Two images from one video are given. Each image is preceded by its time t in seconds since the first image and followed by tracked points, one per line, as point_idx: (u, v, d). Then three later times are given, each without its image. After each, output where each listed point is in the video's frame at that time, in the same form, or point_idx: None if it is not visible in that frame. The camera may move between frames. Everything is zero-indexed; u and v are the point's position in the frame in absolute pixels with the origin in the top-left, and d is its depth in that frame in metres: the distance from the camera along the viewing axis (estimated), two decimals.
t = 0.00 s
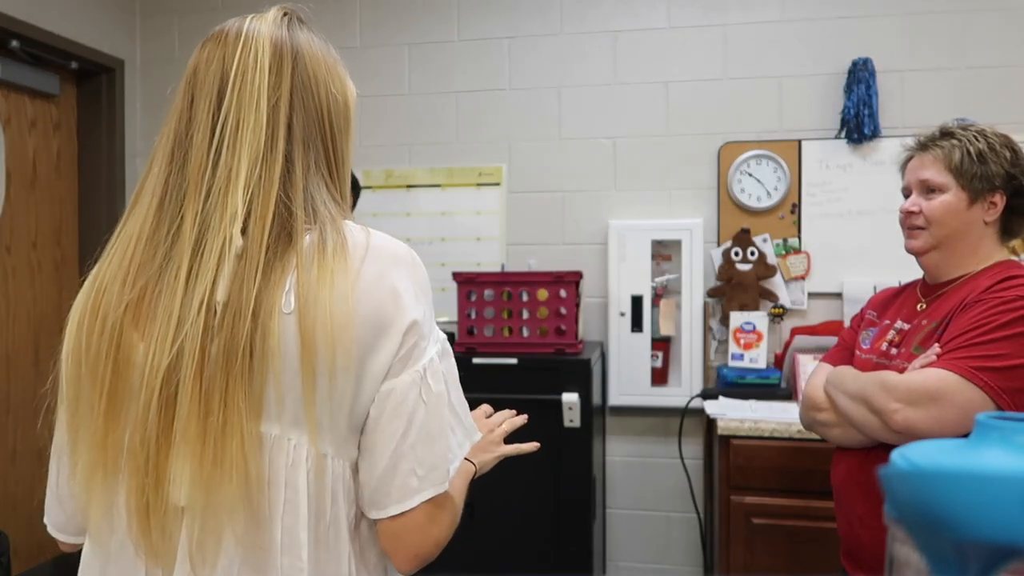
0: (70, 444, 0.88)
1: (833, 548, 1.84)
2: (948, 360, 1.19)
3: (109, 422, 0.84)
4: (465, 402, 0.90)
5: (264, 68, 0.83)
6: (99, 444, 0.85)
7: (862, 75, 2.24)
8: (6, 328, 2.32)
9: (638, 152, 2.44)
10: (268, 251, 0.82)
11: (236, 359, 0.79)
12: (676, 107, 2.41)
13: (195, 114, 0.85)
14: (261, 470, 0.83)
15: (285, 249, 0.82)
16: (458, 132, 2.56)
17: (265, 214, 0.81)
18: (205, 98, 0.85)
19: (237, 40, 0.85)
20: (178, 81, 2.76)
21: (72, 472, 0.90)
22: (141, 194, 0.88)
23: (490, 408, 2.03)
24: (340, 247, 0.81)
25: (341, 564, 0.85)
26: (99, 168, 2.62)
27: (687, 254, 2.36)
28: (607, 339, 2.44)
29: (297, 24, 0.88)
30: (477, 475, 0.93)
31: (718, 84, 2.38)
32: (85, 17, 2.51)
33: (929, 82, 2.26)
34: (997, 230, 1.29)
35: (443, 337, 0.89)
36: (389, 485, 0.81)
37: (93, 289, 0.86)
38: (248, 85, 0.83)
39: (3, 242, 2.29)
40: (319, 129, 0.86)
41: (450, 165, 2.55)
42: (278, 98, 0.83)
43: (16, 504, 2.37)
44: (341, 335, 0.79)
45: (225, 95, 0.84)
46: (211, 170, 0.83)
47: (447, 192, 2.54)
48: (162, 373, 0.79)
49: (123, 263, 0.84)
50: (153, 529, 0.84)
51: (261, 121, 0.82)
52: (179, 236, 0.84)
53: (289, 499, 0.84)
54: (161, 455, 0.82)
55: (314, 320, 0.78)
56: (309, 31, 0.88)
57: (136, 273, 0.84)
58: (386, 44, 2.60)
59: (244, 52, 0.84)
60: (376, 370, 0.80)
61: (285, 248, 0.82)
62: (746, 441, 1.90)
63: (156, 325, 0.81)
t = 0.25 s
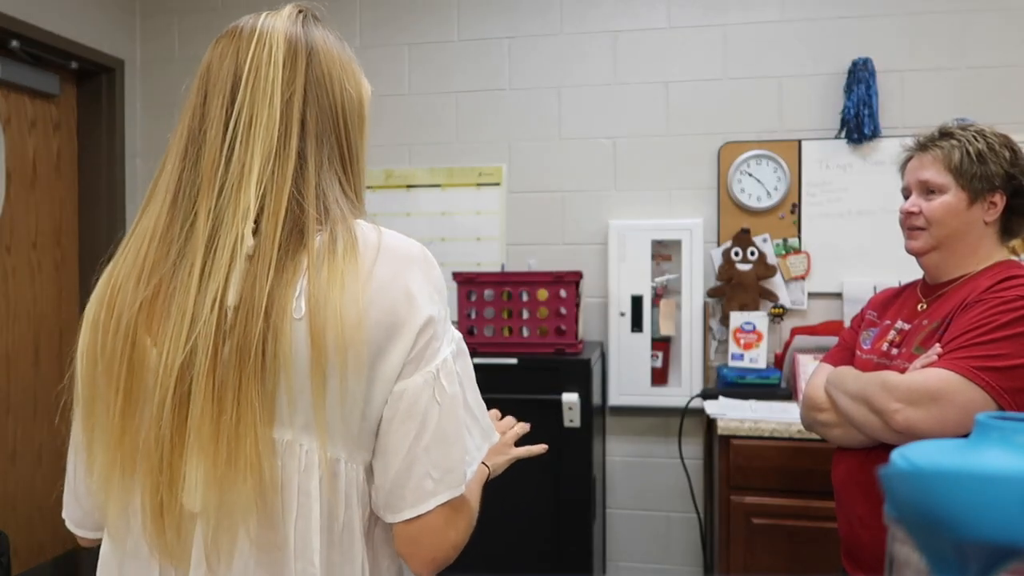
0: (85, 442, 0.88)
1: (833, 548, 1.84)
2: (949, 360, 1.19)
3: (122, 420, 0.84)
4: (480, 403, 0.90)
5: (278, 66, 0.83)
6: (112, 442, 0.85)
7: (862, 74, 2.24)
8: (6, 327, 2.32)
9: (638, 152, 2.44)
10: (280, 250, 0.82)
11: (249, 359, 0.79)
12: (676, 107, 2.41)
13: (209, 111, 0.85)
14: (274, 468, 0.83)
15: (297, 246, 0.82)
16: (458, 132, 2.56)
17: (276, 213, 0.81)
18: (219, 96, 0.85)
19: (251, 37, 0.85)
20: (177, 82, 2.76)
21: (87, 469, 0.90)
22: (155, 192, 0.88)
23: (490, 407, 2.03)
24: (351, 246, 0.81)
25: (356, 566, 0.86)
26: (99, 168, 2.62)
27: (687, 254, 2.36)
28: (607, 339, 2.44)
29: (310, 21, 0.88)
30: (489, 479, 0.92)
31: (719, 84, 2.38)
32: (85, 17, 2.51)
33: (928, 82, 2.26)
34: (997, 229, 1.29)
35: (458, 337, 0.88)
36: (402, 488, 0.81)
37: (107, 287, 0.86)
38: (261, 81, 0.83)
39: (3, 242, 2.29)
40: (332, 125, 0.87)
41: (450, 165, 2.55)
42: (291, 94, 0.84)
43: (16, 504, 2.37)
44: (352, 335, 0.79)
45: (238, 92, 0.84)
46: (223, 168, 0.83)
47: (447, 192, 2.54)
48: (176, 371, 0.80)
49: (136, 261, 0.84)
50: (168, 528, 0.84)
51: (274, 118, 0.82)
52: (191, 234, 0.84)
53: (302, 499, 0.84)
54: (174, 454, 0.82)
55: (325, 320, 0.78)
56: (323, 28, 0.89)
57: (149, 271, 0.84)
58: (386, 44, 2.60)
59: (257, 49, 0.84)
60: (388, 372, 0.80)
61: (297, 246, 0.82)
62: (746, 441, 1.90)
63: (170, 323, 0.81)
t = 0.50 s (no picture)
0: (91, 442, 0.89)
1: (833, 549, 1.84)
2: (951, 360, 1.19)
3: (128, 421, 0.84)
4: (483, 419, 0.90)
5: (289, 69, 0.84)
6: (118, 443, 0.85)
7: (862, 74, 2.24)
8: (6, 327, 2.32)
9: (638, 152, 2.43)
10: (286, 252, 0.82)
11: (253, 361, 0.79)
12: (676, 107, 2.41)
13: (220, 113, 0.86)
14: (277, 472, 0.83)
15: (304, 249, 0.82)
16: (458, 132, 2.56)
17: (284, 216, 0.81)
18: (230, 98, 0.85)
19: (264, 41, 0.86)
20: (177, 82, 2.76)
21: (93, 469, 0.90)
22: (165, 194, 0.88)
23: (490, 407, 2.03)
24: (356, 252, 0.81)
25: None
26: (99, 167, 2.62)
27: (687, 254, 2.36)
28: (607, 339, 2.44)
29: (323, 26, 0.89)
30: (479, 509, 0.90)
31: (719, 83, 2.38)
32: (85, 17, 2.51)
33: (929, 82, 2.26)
34: (998, 229, 1.29)
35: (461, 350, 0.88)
36: (396, 502, 0.81)
37: (117, 287, 0.86)
38: (272, 84, 0.84)
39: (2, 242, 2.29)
40: (342, 129, 0.86)
41: (450, 165, 2.55)
42: (302, 98, 0.84)
43: (16, 504, 2.37)
44: (354, 343, 0.78)
45: (249, 95, 0.84)
46: (233, 171, 0.83)
47: (447, 192, 2.54)
48: (183, 372, 0.80)
49: (146, 262, 0.85)
50: (171, 529, 0.84)
51: (284, 121, 0.83)
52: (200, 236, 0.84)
53: (303, 508, 0.83)
54: (179, 455, 0.82)
55: (327, 326, 0.78)
56: (336, 34, 0.89)
57: (158, 272, 0.84)
58: (386, 44, 2.60)
59: (270, 53, 0.85)
60: (388, 382, 0.80)
61: (303, 249, 0.82)
62: (746, 441, 1.90)
63: (177, 324, 0.81)
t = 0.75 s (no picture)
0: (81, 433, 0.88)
1: (833, 549, 1.83)
2: (952, 360, 1.19)
3: (117, 413, 0.83)
4: (471, 424, 0.92)
5: (288, 69, 0.84)
6: (106, 434, 0.84)
7: (863, 74, 2.24)
8: (6, 328, 2.32)
9: (638, 152, 2.43)
10: (275, 248, 0.82)
11: (237, 355, 0.78)
12: (676, 108, 2.41)
13: (217, 110, 0.86)
14: (259, 466, 0.82)
15: (293, 246, 0.82)
16: (458, 132, 2.56)
17: (275, 213, 0.81)
18: (229, 95, 0.85)
19: (265, 40, 0.86)
20: (177, 82, 2.77)
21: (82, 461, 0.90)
22: (162, 188, 0.88)
23: (490, 407, 2.02)
24: (344, 251, 0.81)
25: None
26: (99, 168, 2.62)
27: (687, 254, 2.36)
28: (607, 339, 2.44)
29: (326, 31, 0.89)
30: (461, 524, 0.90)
31: (719, 83, 2.38)
32: (85, 17, 2.51)
33: (929, 82, 2.26)
34: (999, 230, 1.29)
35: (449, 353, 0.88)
36: (384, 506, 0.81)
37: (111, 280, 0.86)
38: (271, 82, 0.84)
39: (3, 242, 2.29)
40: (339, 130, 0.87)
41: (450, 166, 2.55)
42: (299, 97, 0.84)
43: (16, 504, 2.37)
44: (339, 341, 0.78)
45: (247, 93, 0.85)
46: (227, 167, 0.83)
47: (447, 192, 2.54)
48: (169, 364, 0.80)
49: (140, 255, 0.85)
50: (155, 521, 0.84)
51: (280, 118, 0.83)
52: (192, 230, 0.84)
53: (283, 507, 0.83)
54: (166, 447, 0.82)
55: (312, 323, 0.78)
56: (340, 40, 0.90)
57: (150, 265, 0.84)
58: (387, 44, 2.60)
59: (271, 52, 0.85)
60: (374, 383, 0.80)
61: (292, 246, 0.82)
62: (746, 441, 1.90)
63: (166, 316, 0.81)
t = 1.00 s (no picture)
0: (67, 429, 0.88)
1: (833, 549, 1.84)
2: (953, 361, 1.19)
3: (103, 409, 0.83)
4: (457, 423, 0.91)
5: (278, 68, 0.84)
6: (93, 430, 0.84)
7: (863, 74, 2.24)
8: (7, 328, 2.32)
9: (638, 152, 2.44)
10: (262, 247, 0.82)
11: (224, 353, 0.79)
12: (676, 108, 2.41)
13: (206, 107, 0.86)
14: (245, 463, 0.82)
15: (280, 243, 0.83)
16: (458, 132, 2.56)
17: (262, 211, 0.82)
18: (218, 94, 0.85)
19: (255, 39, 0.86)
20: (177, 81, 2.77)
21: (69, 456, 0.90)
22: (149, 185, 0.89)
23: (490, 407, 2.02)
24: (331, 250, 0.81)
25: None
26: (99, 167, 2.62)
27: (687, 253, 2.36)
28: (607, 339, 2.45)
29: (317, 31, 0.89)
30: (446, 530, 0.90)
31: (719, 83, 2.38)
32: (85, 17, 2.51)
33: (929, 82, 2.26)
34: (999, 230, 1.29)
35: (436, 351, 0.88)
36: (371, 502, 0.81)
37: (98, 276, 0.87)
38: (260, 81, 0.84)
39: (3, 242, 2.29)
40: (327, 129, 0.87)
41: (450, 165, 2.55)
42: (288, 96, 0.84)
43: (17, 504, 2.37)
44: (326, 340, 0.78)
45: (236, 92, 0.85)
46: (214, 164, 0.83)
47: (447, 192, 2.54)
48: (155, 360, 0.80)
49: (127, 251, 0.85)
50: (140, 517, 0.84)
51: (269, 117, 0.83)
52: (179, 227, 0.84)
53: (268, 505, 0.84)
54: (152, 443, 0.82)
55: (299, 321, 0.78)
56: (330, 40, 0.90)
57: (137, 262, 0.84)
58: (387, 44, 2.60)
59: (260, 51, 0.85)
60: (362, 381, 0.80)
61: (280, 244, 0.83)
62: (747, 440, 1.90)
63: (153, 312, 0.81)
